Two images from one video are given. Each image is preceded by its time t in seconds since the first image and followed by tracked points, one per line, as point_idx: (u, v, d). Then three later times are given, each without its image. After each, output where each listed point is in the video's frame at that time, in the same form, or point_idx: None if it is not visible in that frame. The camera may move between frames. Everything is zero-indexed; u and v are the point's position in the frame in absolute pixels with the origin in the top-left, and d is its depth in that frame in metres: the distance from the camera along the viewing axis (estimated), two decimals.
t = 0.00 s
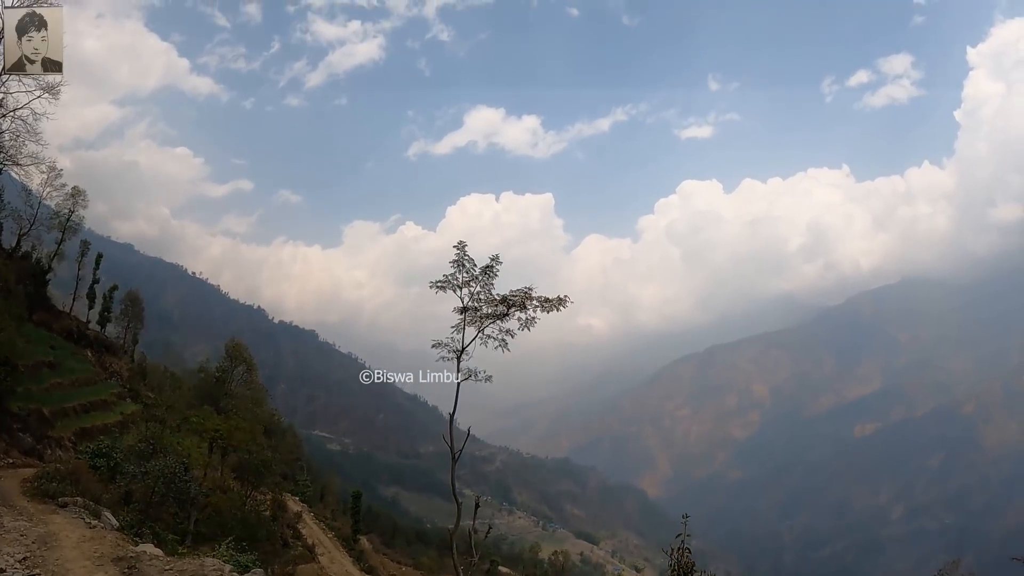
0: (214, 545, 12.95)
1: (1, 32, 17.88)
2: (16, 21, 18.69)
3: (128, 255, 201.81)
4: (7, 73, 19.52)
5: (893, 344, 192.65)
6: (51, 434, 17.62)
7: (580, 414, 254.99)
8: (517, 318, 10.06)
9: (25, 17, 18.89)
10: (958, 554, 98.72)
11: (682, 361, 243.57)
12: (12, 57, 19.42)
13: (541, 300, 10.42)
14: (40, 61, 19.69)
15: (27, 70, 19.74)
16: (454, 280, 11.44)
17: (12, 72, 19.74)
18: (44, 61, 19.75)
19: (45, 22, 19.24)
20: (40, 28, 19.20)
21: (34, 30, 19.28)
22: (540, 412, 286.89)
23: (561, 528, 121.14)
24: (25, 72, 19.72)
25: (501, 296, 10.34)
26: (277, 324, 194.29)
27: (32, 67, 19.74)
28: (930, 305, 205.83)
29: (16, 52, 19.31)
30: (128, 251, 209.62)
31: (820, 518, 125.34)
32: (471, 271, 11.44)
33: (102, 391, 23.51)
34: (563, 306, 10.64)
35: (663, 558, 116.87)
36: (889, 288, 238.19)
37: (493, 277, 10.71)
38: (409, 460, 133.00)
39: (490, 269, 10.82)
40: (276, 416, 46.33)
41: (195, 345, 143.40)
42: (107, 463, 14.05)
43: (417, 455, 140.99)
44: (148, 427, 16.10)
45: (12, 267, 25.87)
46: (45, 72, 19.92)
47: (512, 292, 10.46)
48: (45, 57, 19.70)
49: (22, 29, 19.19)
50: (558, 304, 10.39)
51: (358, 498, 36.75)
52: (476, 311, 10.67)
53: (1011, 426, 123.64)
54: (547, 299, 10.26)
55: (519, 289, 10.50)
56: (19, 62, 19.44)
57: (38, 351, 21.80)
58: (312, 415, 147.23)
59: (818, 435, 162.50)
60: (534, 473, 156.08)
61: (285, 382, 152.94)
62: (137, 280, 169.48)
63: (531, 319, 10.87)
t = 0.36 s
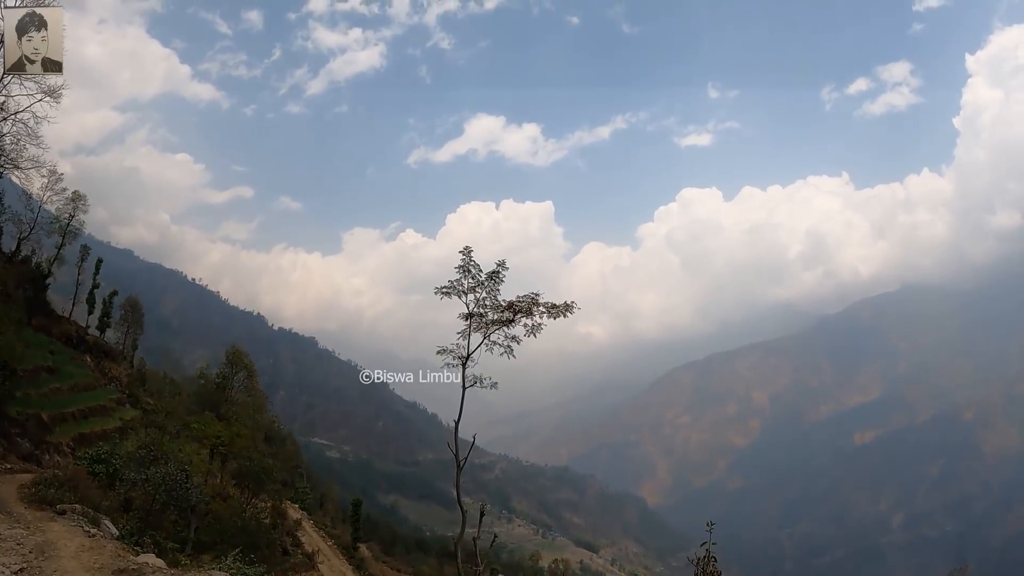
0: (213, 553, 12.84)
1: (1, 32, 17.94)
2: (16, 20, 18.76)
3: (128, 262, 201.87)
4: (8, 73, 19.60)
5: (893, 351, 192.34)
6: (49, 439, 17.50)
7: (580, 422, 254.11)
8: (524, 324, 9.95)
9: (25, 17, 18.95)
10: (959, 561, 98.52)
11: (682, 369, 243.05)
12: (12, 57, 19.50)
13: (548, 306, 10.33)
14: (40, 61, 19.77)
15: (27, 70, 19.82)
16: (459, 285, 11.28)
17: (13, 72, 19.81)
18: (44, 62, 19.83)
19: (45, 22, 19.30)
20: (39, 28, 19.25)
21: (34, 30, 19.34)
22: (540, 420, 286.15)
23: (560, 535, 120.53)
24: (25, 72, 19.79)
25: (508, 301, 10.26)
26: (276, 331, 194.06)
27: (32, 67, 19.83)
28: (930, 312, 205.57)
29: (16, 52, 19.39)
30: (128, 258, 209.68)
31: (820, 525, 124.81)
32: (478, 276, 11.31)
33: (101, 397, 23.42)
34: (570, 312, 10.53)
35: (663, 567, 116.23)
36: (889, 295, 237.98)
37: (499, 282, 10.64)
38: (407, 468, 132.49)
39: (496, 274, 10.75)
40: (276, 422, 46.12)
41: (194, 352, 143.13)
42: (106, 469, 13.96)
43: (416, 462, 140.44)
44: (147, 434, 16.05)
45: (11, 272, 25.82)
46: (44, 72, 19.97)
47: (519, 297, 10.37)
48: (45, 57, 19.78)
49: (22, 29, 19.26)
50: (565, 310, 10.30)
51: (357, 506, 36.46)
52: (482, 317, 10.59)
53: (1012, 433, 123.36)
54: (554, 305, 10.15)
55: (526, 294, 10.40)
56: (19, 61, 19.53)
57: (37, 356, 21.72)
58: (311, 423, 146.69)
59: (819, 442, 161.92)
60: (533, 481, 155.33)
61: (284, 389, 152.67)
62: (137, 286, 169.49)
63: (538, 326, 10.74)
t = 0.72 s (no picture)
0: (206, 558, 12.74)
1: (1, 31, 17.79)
2: (15, 20, 18.59)
3: (120, 263, 200.23)
4: (8, 73, 19.41)
5: (886, 353, 193.45)
6: (42, 441, 17.31)
7: (575, 424, 253.96)
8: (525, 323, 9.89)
9: (25, 17, 18.80)
10: (952, 560, 99.38)
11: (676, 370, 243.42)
12: (12, 57, 19.32)
13: (549, 305, 10.30)
14: (40, 61, 19.60)
15: (27, 69, 19.62)
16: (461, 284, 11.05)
17: (12, 73, 19.60)
18: (44, 61, 19.65)
19: (45, 22, 19.13)
20: (39, 28, 19.10)
21: (34, 31, 19.17)
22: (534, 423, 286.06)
23: (554, 538, 120.61)
24: (25, 72, 19.62)
25: (509, 300, 10.21)
26: (270, 334, 193.10)
27: (31, 67, 19.67)
28: (923, 314, 206.75)
29: (16, 52, 19.21)
30: (120, 260, 208.09)
31: (814, 526, 125.46)
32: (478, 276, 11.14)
33: (94, 399, 23.17)
34: (571, 311, 10.48)
35: (657, 568, 116.50)
36: (882, 297, 239.31)
37: (500, 281, 10.58)
38: (401, 470, 132.30)
39: (495, 273, 10.67)
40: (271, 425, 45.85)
41: (187, 355, 142.15)
42: (99, 472, 13.81)
43: (410, 465, 140.06)
44: (141, 437, 15.87)
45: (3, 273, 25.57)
46: (44, 71, 19.80)
47: (520, 296, 10.34)
48: (45, 57, 19.60)
49: (22, 29, 19.08)
50: (568, 308, 10.25)
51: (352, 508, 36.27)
52: (481, 317, 10.54)
53: (1005, 433, 124.41)
54: (555, 303, 10.11)
55: (527, 293, 10.36)
56: (19, 61, 19.35)
57: (29, 358, 21.51)
58: (305, 425, 145.97)
59: (812, 445, 162.43)
60: (528, 483, 155.33)
61: (277, 393, 151.98)
62: (130, 288, 168.26)
63: (538, 325, 10.68)
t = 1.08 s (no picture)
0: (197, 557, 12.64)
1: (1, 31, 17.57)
2: (15, 20, 18.35)
3: (110, 258, 198.29)
4: (8, 72, 19.21)
5: (876, 357, 194.98)
6: (31, 438, 17.08)
7: (567, 426, 254.19)
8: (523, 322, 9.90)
9: (25, 17, 18.54)
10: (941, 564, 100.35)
11: (668, 372, 244.18)
12: (12, 57, 19.10)
13: (549, 303, 10.30)
14: (40, 61, 19.41)
15: (27, 69, 19.45)
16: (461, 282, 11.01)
17: (12, 73, 19.39)
18: (44, 61, 19.46)
19: (45, 22, 18.90)
20: (40, 28, 18.86)
21: (34, 30, 18.92)
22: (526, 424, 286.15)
23: (545, 539, 120.79)
24: (25, 72, 19.42)
25: (509, 298, 10.19)
26: (261, 332, 192.01)
27: (31, 67, 19.47)
28: (913, 320, 208.59)
29: (15, 53, 19.02)
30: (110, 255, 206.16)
31: (803, 528, 126.36)
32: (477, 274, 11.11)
33: (85, 396, 22.87)
34: (571, 309, 10.48)
35: (648, 570, 116.95)
36: (873, 301, 241.24)
37: (499, 279, 10.54)
38: (392, 470, 132.05)
39: (495, 271, 10.63)
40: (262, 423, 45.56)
41: (178, 352, 140.96)
42: (89, 469, 13.70)
43: (401, 465, 139.78)
44: (134, 433, 15.68)
45: None
46: (44, 71, 19.61)
47: (521, 294, 10.33)
48: (45, 57, 19.40)
49: (22, 29, 18.84)
50: (568, 306, 10.26)
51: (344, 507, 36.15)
52: (481, 316, 10.51)
53: (994, 438, 125.75)
54: (555, 302, 10.12)
55: (527, 291, 10.35)
56: (19, 61, 19.16)
57: (19, 354, 21.22)
58: (296, 425, 145.22)
59: (801, 448, 163.47)
60: (519, 484, 155.45)
61: (268, 392, 151.18)
62: (120, 284, 166.65)
63: (537, 323, 10.65)
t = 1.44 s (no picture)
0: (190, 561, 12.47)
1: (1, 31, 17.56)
2: (16, 20, 18.33)
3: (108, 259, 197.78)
4: (8, 72, 19.21)
5: (873, 366, 195.18)
6: (25, 438, 16.96)
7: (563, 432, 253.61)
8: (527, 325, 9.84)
9: (26, 17, 18.53)
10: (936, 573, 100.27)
11: (665, 379, 244.03)
12: (12, 57, 19.10)
13: (553, 307, 10.21)
14: (40, 62, 19.40)
15: (27, 70, 19.44)
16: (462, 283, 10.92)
17: (12, 73, 19.39)
18: (44, 61, 19.43)
19: (46, 22, 18.88)
20: (40, 29, 18.83)
21: (34, 31, 18.89)
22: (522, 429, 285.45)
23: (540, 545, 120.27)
24: (25, 72, 19.41)
25: (511, 301, 10.16)
26: (258, 335, 191.52)
27: (32, 67, 19.45)
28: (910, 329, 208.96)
29: (16, 52, 18.99)
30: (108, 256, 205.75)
31: (799, 537, 126.22)
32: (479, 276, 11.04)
33: (80, 396, 22.70)
34: (574, 313, 10.38)
35: None
36: (870, 310, 241.62)
37: (502, 282, 10.47)
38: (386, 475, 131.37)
39: (498, 274, 10.56)
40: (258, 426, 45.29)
41: (174, 354, 140.41)
42: (82, 470, 13.59)
43: (396, 470, 139.17)
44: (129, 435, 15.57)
45: None
46: (44, 72, 19.59)
47: (525, 297, 10.26)
48: (45, 57, 19.38)
49: (22, 29, 18.81)
50: (572, 310, 10.17)
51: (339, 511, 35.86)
52: (482, 317, 10.47)
53: (990, 447, 125.79)
54: (558, 305, 10.03)
55: (530, 294, 10.30)
56: (19, 62, 19.15)
57: (14, 353, 21.10)
58: (291, 428, 144.57)
59: (797, 457, 163.35)
60: (514, 490, 154.85)
61: (264, 395, 150.68)
62: (117, 285, 166.16)
63: (539, 326, 10.57)
